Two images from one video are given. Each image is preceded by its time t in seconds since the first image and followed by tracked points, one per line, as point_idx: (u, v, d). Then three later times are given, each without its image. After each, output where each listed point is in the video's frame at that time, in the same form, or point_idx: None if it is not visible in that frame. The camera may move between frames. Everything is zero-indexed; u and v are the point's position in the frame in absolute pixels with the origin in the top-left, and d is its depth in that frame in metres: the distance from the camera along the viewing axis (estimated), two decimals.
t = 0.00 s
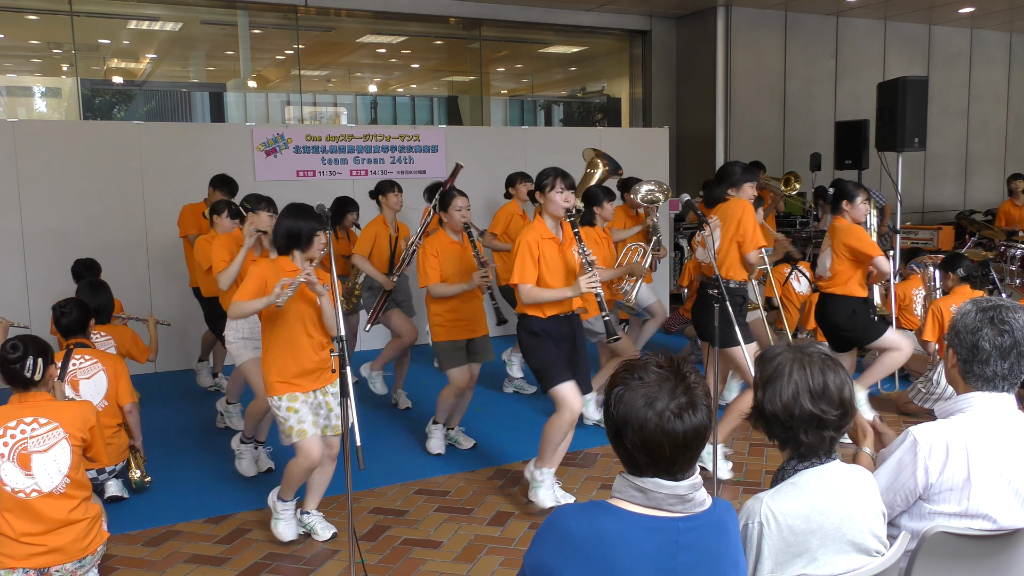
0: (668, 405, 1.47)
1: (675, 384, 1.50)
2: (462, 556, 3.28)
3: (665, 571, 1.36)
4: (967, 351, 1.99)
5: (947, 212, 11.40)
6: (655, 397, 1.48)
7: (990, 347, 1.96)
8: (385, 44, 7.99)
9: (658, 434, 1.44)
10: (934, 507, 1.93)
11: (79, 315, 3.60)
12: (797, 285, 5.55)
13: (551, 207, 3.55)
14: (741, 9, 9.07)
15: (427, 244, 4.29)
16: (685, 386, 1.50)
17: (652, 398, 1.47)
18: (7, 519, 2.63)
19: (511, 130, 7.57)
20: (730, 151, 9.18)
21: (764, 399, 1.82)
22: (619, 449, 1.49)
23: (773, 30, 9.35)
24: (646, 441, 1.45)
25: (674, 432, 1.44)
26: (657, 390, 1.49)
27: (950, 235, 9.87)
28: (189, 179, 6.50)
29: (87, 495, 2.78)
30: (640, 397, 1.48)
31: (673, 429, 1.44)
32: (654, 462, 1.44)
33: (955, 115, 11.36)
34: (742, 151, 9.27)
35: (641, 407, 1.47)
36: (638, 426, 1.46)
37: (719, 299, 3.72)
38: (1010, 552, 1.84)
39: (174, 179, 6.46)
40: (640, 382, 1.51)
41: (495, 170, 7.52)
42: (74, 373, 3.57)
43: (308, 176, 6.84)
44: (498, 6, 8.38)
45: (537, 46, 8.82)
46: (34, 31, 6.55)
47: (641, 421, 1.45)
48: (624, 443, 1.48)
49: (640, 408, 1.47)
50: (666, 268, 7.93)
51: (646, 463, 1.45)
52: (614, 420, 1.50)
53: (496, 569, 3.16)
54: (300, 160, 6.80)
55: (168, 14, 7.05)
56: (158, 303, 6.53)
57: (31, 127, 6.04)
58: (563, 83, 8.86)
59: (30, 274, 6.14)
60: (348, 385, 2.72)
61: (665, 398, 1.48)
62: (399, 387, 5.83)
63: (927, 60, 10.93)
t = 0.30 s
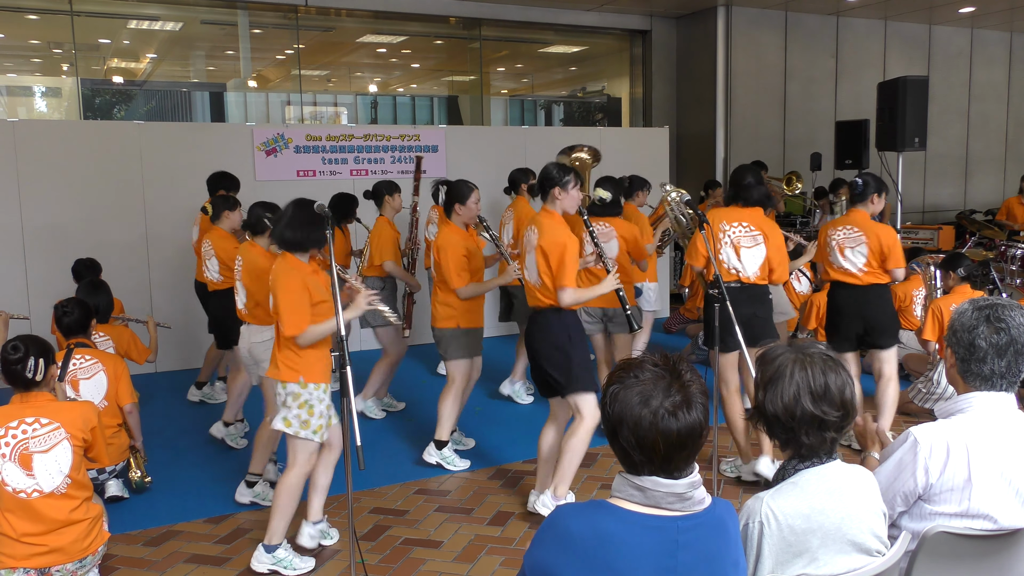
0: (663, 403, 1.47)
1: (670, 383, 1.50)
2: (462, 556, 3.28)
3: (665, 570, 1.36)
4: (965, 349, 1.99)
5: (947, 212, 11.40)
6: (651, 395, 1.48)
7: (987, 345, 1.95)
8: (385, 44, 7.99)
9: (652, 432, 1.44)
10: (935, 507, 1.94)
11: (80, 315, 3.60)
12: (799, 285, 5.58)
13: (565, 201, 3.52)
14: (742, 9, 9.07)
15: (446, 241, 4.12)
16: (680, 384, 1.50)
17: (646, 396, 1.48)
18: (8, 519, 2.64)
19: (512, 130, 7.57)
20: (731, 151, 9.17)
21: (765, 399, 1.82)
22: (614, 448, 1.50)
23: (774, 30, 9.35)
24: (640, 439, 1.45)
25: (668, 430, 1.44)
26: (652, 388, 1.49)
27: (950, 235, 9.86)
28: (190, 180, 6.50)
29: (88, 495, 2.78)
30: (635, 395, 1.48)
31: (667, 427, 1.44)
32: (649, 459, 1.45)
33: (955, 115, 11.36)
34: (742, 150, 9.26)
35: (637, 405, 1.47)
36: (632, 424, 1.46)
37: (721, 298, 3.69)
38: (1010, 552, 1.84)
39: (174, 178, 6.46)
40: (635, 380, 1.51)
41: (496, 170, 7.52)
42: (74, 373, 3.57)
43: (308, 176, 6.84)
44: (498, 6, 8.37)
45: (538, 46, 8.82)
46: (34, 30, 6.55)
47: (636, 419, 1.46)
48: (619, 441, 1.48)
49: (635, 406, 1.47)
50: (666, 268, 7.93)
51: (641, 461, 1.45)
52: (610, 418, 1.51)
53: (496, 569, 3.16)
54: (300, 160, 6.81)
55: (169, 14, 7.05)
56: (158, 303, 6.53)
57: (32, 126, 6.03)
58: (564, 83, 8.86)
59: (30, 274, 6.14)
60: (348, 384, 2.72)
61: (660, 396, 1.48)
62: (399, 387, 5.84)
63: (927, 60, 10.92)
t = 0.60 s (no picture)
0: (662, 405, 1.47)
1: (670, 385, 1.50)
2: (462, 556, 3.28)
3: (664, 570, 1.36)
4: (960, 349, 2.00)
5: (947, 212, 11.40)
6: (651, 396, 1.48)
7: (982, 344, 1.96)
8: (385, 44, 8.00)
9: (653, 434, 1.44)
10: (934, 507, 1.94)
11: (81, 315, 3.60)
12: (799, 285, 5.63)
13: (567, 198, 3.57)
14: (742, 9, 9.07)
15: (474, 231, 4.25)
16: (680, 385, 1.51)
17: (646, 397, 1.48)
18: (9, 520, 2.64)
19: (512, 130, 7.57)
20: (731, 151, 9.17)
21: (763, 400, 1.82)
22: (614, 450, 1.50)
23: (774, 30, 9.35)
24: (640, 440, 1.45)
25: (669, 432, 1.44)
26: (652, 389, 1.49)
27: (951, 235, 9.86)
28: (190, 180, 6.50)
29: (89, 495, 2.79)
30: (635, 396, 1.49)
31: (667, 428, 1.44)
32: (648, 461, 1.45)
33: (955, 114, 11.35)
34: (742, 150, 9.26)
35: (636, 406, 1.47)
36: (632, 426, 1.46)
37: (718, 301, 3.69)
38: (1010, 552, 1.84)
39: (174, 179, 6.46)
40: (635, 381, 1.51)
41: (496, 170, 7.52)
42: (75, 373, 3.57)
43: (308, 176, 6.84)
44: (498, 6, 8.37)
45: (538, 46, 8.82)
46: (34, 31, 6.56)
47: (635, 420, 1.46)
48: (619, 443, 1.48)
49: (635, 407, 1.47)
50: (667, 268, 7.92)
51: (641, 462, 1.45)
52: (610, 419, 1.51)
53: (496, 569, 3.16)
54: (300, 160, 6.81)
55: (169, 14, 7.05)
56: (158, 303, 6.53)
57: (32, 126, 6.04)
58: (564, 83, 8.87)
59: (31, 274, 6.14)
60: (348, 384, 2.72)
61: (660, 398, 1.48)
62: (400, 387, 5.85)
63: (927, 60, 10.92)
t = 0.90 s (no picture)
0: (663, 404, 1.47)
1: (671, 384, 1.50)
2: (462, 556, 3.28)
3: (665, 571, 1.36)
4: (960, 348, 2.00)
5: (947, 212, 11.41)
6: (652, 395, 1.48)
7: (982, 344, 1.96)
8: (385, 44, 8.00)
9: (653, 433, 1.44)
10: (934, 506, 1.94)
11: (81, 315, 3.60)
12: (800, 285, 5.56)
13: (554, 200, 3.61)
14: (742, 9, 9.07)
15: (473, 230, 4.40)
16: (681, 384, 1.51)
17: (647, 397, 1.48)
18: (9, 520, 2.64)
19: (512, 130, 7.57)
20: (731, 151, 9.17)
21: (764, 400, 1.82)
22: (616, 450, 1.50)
23: (774, 29, 9.35)
24: (641, 440, 1.45)
25: (670, 431, 1.44)
26: (653, 389, 1.49)
27: (950, 235, 9.86)
28: (190, 180, 6.50)
29: (89, 495, 2.79)
30: (635, 396, 1.49)
31: (668, 428, 1.44)
32: (651, 461, 1.45)
33: (955, 114, 11.36)
34: (742, 150, 9.27)
35: (637, 406, 1.47)
36: (633, 426, 1.46)
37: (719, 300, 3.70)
38: (1009, 552, 1.84)
39: (174, 178, 6.46)
40: (635, 381, 1.51)
41: (496, 169, 7.52)
42: (74, 373, 3.57)
43: (308, 176, 6.84)
44: (498, 5, 8.37)
45: (538, 46, 8.82)
46: (34, 30, 6.55)
47: (636, 420, 1.46)
48: (620, 442, 1.48)
49: (636, 406, 1.47)
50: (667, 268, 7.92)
51: (642, 462, 1.45)
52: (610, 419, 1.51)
53: (497, 569, 3.16)
54: (300, 160, 6.81)
55: (169, 14, 7.05)
56: (159, 303, 6.53)
57: (32, 127, 6.04)
58: (564, 83, 8.87)
59: (31, 274, 6.14)
60: (348, 383, 2.71)
61: (661, 397, 1.48)
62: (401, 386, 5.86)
63: (927, 59, 10.92)
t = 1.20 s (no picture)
0: (665, 405, 1.47)
1: (674, 385, 1.50)
2: (462, 556, 3.28)
3: (665, 571, 1.36)
4: (962, 348, 1.99)
5: (947, 211, 11.40)
6: (653, 395, 1.48)
7: (984, 343, 1.95)
8: (385, 44, 7.99)
9: (654, 434, 1.44)
10: (934, 505, 1.93)
11: (80, 315, 3.60)
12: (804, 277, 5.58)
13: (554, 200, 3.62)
14: (742, 9, 9.06)
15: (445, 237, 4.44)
16: (682, 385, 1.50)
17: (648, 397, 1.48)
18: (9, 520, 2.64)
19: (512, 130, 7.56)
20: (731, 150, 9.17)
21: (767, 401, 1.82)
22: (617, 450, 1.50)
23: (774, 29, 9.35)
24: (643, 440, 1.45)
25: (672, 431, 1.44)
26: (654, 389, 1.49)
27: (951, 235, 9.85)
28: (190, 180, 6.50)
29: (88, 496, 2.78)
30: (637, 396, 1.48)
31: (670, 428, 1.44)
32: (652, 461, 1.45)
33: (955, 115, 11.35)
34: (742, 150, 9.26)
35: (638, 406, 1.47)
36: (634, 426, 1.46)
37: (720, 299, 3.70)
38: (1010, 552, 1.84)
39: (174, 178, 6.46)
40: (636, 381, 1.51)
41: (495, 169, 7.52)
42: (73, 373, 3.56)
43: (308, 176, 6.84)
44: (498, 5, 8.36)
45: (538, 46, 8.82)
46: (34, 30, 6.55)
47: (637, 420, 1.46)
48: (621, 443, 1.48)
49: (638, 407, 1.47)
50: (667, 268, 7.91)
51: (643, 463, 1.45)
52: (611, 418, 1.51)
53: (497, 569, 3.16)
54: (300, 160, 6.80)
55: (169, 14, 7.04)
56: (159, 303, 6.53)
57: (32, 127, 6.04)
58: (564, 83, 8.87)
59: (31, 274, 6.14)
60: (348, 383, 2.71)
61: (662, 398, 1.48)
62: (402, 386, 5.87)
63: (928, 59, 10.91)
